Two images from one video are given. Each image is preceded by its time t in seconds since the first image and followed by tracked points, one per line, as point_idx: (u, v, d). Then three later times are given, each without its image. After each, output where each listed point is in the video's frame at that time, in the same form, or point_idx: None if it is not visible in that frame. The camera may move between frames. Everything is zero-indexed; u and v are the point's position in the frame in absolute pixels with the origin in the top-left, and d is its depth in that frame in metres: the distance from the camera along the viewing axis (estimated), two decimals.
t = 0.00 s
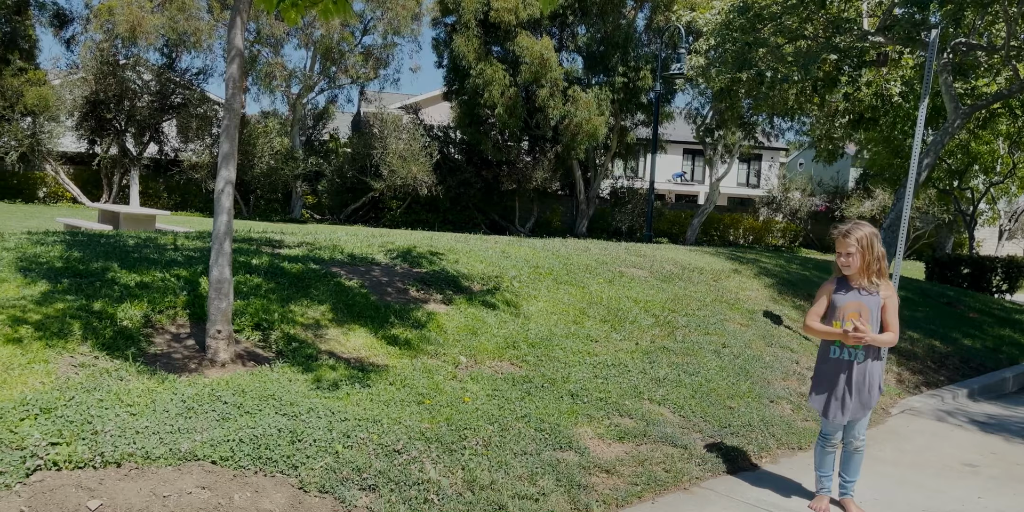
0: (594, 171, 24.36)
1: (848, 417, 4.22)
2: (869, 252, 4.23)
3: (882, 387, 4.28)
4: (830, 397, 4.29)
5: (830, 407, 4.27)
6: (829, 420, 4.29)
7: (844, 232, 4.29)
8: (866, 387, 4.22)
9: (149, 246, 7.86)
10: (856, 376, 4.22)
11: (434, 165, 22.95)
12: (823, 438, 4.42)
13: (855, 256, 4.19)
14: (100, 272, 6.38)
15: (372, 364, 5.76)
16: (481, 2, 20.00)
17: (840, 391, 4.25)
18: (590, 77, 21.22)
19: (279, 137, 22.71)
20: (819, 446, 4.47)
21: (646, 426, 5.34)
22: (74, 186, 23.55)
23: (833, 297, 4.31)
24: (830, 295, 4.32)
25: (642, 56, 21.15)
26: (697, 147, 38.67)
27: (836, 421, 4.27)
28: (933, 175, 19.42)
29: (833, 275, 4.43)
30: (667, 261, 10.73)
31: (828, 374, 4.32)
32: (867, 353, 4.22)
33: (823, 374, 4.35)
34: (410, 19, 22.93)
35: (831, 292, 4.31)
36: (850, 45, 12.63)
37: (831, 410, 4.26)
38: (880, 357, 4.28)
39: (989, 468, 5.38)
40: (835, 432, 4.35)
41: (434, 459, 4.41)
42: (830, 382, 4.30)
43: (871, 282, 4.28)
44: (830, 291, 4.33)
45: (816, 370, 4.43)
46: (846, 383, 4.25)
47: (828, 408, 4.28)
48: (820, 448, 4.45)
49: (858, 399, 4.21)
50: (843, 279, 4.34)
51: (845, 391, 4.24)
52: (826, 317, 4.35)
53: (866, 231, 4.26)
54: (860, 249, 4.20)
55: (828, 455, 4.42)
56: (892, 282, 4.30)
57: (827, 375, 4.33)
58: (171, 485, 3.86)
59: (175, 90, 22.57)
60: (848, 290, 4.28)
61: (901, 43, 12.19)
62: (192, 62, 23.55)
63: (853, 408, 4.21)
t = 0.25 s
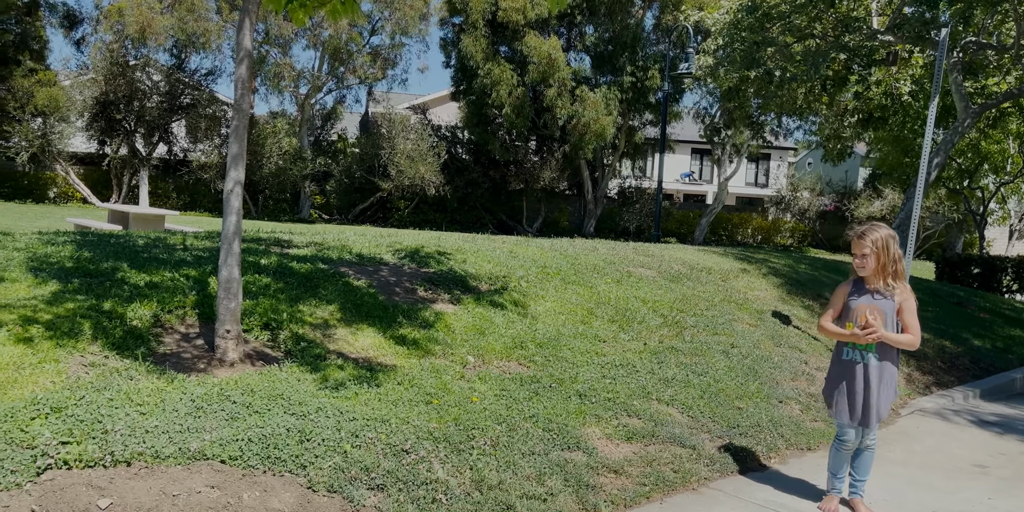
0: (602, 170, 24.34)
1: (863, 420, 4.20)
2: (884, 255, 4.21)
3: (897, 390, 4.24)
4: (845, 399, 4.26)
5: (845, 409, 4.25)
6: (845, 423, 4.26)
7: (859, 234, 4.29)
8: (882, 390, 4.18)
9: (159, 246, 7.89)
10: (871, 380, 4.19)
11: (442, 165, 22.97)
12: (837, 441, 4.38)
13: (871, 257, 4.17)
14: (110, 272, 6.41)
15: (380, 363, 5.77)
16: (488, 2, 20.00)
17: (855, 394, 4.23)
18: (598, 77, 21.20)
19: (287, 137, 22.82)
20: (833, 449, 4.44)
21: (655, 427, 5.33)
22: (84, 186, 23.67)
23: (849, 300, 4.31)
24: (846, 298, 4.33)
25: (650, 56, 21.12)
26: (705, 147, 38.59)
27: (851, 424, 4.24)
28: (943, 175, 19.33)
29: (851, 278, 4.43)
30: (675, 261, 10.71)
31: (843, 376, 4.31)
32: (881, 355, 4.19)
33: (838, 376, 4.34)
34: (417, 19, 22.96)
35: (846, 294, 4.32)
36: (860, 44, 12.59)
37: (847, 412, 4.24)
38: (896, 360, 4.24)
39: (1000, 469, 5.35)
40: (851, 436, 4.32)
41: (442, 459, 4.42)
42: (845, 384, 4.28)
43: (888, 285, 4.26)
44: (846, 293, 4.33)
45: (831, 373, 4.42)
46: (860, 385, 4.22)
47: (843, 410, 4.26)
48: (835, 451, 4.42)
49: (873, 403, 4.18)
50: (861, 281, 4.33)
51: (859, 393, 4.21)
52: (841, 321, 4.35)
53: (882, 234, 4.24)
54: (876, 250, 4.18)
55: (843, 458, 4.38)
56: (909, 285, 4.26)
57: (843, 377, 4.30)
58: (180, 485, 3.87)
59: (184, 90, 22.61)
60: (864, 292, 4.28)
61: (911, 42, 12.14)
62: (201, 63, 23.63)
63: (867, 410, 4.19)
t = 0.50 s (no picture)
0: (609, 170, 24.31)
1: (874, 421, 4.18)
2: (898, 255, 4.21)
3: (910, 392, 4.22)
4: (856, 399, 4.25)
5: (856, 409, 4.23)
6: (855, 423, 4.25)
7: (872, 234, 4.29)
8: (895, 391, 4.16)
9: (167, 246, 7.91)
10: (884, 380, 4.16)
11: (449, 165, 22.99)
12: (847, 441, 4.38)
13: (885, 258, 4.18)
14: (119, 271, 6.43)
15: (387, 363, 5.77)
16: (495, 2, 20.01)
17: (866, 394, 4.20)
18: (606, 76, 21.18)
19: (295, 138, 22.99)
20: (841, 449, 4.44)
21: (662, 427, 5.32)
22: (92, 186, 23.76)
23: (861, 299, 4.30)
24: (858, 298, 4.32)
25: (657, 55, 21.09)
26: (712, 146, 38.51)
27: (861, 424, 4.23)
28: (953, 174, 19.25)
29: (863, 279, 4.43)
30: (682, 261, 10.69)
31: (855, 376, 4.28)
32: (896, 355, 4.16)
33: (850, 376, 4.32)
34: (424, 19, 22.97)
35: (858, 295, 4.31)
36: (868, 43, 12.53)
37: (857, 412, 4.23)
38: (910, 360, 4.21)
39: (1009, 470, 5.32)
40: (860, 436, 4.31)
41: (450, 458, 4.42)
42: (857, 384, 4.25)
43: (900, 285, 4.27)
44: (858, 293, 4.32)
45: (842, 373, 4.40)
46: (873, 385, 4.19)
47: (853, 410, 4.25)
48: (843, 451, 4.41)
49: (885, 403, 4.16)
50: (872, 281, 4.33)
51: (872, 393, 4.19)
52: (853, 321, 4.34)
53: (895, 233, 4.25)
54: (890, 250, 4.19)
55: (851, 458, 4.39)
56: (922, 285, 4.27)
57: (855, 377, 4.27)
58: (188, 484, 3.88)
59: (192, 91, 22.67)
60: (877, 292, 4.28)
61: (920, 41, 12.09)
62: (209, 63, 23.70)
63: (879, 411, 4.16)
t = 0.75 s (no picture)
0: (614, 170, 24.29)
1: (885, 421, 4.17)
2: (911, 254, 4.21)
3: (921, 394, 4.21)
4: (865, 400, 4.24)
5: (866, 410, 4.22)
6: (865, 424, 4.23)
7: (884, 233, 4.28)
8: (906, 392, 4.15)
9: (174, 246, 7.92)
10: (895, 381, 4.16)
11: (455, 165, 23.00)
12: (856, 443, 4.36)
13: (898, 257, 4.18)
14: (126, 271, 6.45)
15: (394, 363, 5.77)
16: (501, 2, 20.01)
17: (876, 395, 4.19)
18: (612, 76, 21.16)
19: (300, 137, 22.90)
20: (850, 450, 4.43)
21: (668, 427, 5.31)
22: (100, 186, 23.82)
23: (871, 299, 4.29)
24: (868, 298, 4.31)
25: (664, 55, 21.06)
26: (719, 146, 38.43)
27: (871, 425, 4.21)
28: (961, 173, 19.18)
29: (873, 278, 4.42)
30: (688, 261, 10.68)
31: (865, 377, 4.27)
32: (907, 356, 4.16)
33: (859, 376, 4.31)
34: (431, 19, 22.98)
35: (869, 294, 4.30)
36: (875, 41, 12.47)
37: (867, 413, 4.22)
38: (920, 361, 4.20)
39: (1017, 470, 5.30)
40: (869, 437, 4.30)
41: (456, 458, 4.42)
42: (868, 385, 4.24)
43: (911, 285, 4.26)
44: (868, 293, 4.31)
45: (852, 374, 4.39)
46: (883, 386, 4.18)
47: (863, 411, 4.24)
48: (853, 453, 4.40)
49: (896, 404, 4.15)
50: (883, 281, 4.33)
51: (883, 394, 4.17)
52: (863, 321, 4.33)
53: (907, 233, 4.24)
54: (903, 250, 4.18)
55: (860, 460, 4.37)
56: (932, 285, 4.28)
57: (866, 378, 4.26)
58: (195, 483, 3.89)
59: (199, 91, 22.72)
60: (887, 292, 4.27)
61: (928, 40, 12.05)
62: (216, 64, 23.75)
63: (889, 412, 4.15)
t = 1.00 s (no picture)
0: (619, 169, 24.26)
1: (894, 422, 4.16)
2: (921, 255, 4.22)
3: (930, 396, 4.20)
4: (875, 400, 4.23)
5: (876, 412, 4.21)
6: (874, 425, 4.23)
7: (895, 233, 4.28)
8: (915, 393, 4.14)
9: (180, 246, 7.94)
10: (903, 382, 4.15)
11: (460, 164, 23.02)
12: (863, 444, 4.36)
13: (907, 258, 4.18)
14: (133, 271, 6.47)
15: (399, 363, 5.78)
16: (507, 2, 20.01)
17: (885, 396, 4.19)
18: (617, 75, 21.15)
19: (306, 137, 22.93)
20: (857, 451, 4.42)
21: (674, 427, 5.31)
22: (106, 186, 23.88)
23: (880, 301, 4.30)
24: (876, 299, 4.32)
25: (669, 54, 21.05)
26: (724, 145, 38.39)
27: (880, 426, 4.21)
28: (967, 172, 19.11)
29: (881, 280, 4.43)
30: (693, 260, 10.66)
31: (874, 378, 4.26)
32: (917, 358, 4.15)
33: (868, 378, 4.30)
34: (436, 19, 23.00)
35: (877, 296, 4.31)
36: (882, 40, 12.33)
37: (876, 414, 4.21)
38: (929, 362, 4.19)
39: None
40: (877, 438, 4.29)
41: (461, 457, 4.42)
42: (877, 386, 4.23)
43: (918, 285, 4.27)
44: (877, 294, 4.32)
45: (861, 376, 4.39)
46: (892, 387, 4.17)
47: (872, 412, 4.23)
48: (860, 454, 4.40)
49: (905, 405, 4.13)
50: (891, 283, 4.34)
51: (892, 396, 4.16)
52: (871, 322, 4.33)
53: (918, 233, 4.25)
54: (915, 250, 4.18)
55: (868, 460, 4.37)
56: (941, 287, 4.28)
57: (875, 380, 4.25)
58: (201, 482, 3.90)
59: (205, 91, 22.75)
60: (895, 294, 4.28)
61: (935, 39, 12.01)
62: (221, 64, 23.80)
63: (899, 413, 4.14)
